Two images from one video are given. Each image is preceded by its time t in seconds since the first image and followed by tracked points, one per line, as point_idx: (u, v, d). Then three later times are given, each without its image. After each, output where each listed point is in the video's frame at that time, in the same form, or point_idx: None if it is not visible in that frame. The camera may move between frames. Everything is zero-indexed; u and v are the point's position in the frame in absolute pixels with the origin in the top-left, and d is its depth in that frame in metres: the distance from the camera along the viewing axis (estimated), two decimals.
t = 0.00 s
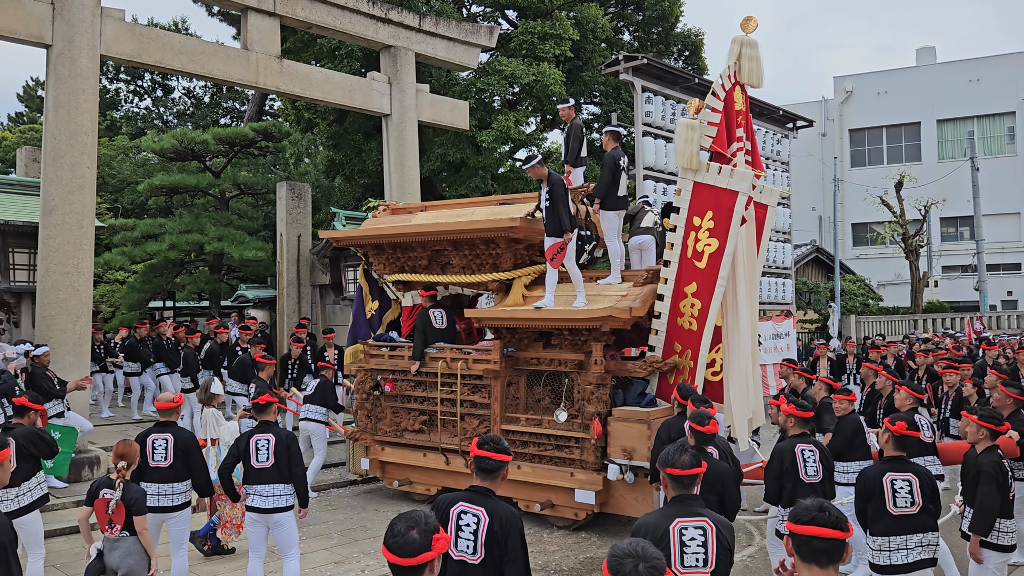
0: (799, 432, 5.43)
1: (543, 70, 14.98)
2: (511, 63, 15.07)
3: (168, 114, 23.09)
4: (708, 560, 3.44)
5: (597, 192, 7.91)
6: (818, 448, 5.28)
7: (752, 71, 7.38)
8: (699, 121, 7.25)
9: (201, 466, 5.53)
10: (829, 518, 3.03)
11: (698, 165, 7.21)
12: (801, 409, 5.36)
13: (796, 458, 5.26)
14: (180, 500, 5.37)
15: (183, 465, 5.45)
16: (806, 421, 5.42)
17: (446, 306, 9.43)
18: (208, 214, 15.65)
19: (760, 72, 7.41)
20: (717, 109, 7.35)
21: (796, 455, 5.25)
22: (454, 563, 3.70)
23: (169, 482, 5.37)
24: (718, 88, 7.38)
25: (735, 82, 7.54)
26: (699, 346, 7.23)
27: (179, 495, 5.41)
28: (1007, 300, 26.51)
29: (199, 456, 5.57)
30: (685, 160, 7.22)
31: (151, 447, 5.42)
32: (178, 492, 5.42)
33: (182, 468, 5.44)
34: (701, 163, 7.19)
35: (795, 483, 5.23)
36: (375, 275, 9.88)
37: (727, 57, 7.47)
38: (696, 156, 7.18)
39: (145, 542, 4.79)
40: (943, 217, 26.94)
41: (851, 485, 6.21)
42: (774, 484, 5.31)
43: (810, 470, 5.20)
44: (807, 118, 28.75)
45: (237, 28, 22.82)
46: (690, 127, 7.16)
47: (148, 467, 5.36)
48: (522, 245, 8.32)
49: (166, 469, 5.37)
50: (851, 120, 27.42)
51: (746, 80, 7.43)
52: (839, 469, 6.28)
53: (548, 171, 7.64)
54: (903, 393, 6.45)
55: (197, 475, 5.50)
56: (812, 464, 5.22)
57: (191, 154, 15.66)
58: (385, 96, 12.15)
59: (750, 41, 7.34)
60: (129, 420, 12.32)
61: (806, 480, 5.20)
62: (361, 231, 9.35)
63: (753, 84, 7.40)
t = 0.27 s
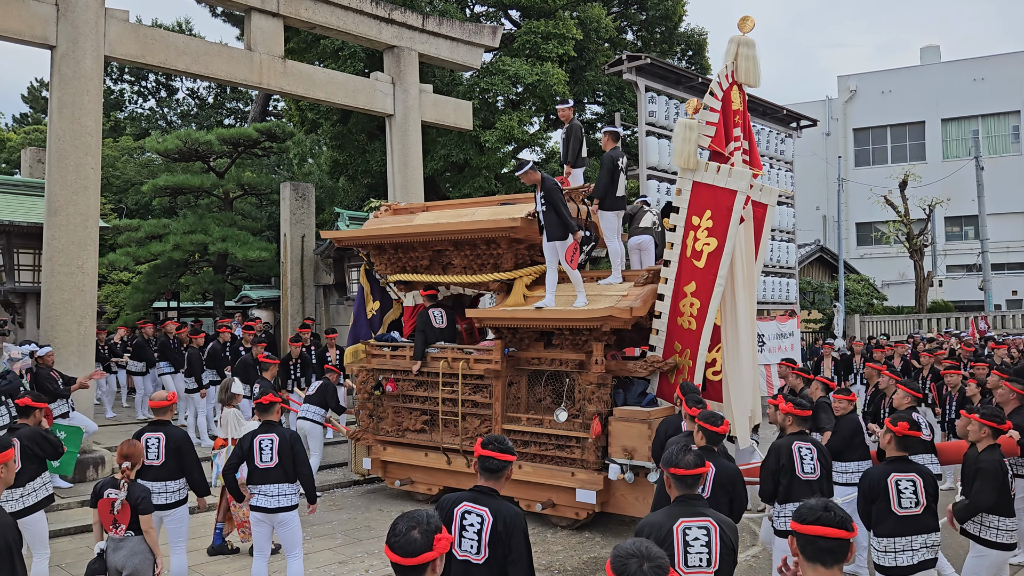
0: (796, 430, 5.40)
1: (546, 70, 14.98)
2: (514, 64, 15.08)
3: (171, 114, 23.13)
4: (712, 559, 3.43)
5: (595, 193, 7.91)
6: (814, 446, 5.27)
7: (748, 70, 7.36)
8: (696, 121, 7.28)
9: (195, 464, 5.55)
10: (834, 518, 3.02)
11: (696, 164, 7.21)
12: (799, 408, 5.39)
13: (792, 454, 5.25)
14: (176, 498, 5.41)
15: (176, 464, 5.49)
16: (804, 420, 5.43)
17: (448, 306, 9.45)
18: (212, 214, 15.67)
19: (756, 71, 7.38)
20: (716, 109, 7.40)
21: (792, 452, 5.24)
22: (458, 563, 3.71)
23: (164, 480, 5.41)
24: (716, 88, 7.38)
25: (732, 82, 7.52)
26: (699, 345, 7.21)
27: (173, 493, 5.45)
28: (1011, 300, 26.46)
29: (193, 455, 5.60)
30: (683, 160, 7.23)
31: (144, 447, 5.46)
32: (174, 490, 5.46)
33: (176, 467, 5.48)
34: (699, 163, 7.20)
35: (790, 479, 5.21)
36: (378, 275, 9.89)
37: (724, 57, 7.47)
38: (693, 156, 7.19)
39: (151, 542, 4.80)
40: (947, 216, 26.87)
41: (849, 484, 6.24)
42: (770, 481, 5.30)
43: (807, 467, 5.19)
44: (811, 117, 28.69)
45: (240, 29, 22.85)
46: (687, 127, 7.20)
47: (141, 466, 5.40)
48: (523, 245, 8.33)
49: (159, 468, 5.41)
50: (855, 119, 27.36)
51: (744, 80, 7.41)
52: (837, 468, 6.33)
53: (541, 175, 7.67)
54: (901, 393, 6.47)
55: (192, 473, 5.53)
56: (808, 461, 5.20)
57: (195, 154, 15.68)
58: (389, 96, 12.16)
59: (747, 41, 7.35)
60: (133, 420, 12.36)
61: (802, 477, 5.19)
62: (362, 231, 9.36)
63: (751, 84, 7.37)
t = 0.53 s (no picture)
0: (790, 432, 5.36)
1: (550, 70, 14.96)
2: (518, 64, 15.07)
3: (176, 115, 23.18)
4: (716, 559, 3.43)
5: (594, 194, 7.93)
6: (808, 447, 5.24)
7: (752, 72, 7.42)
8: (702, 121, 7.28)
9: (194, 464, 5.56)
10: (840, 519, 3.01)
11: (699, 165, 7.24)
12: (793, 410, 5.30)
13: (785, 458, 5.23)
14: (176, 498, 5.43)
15: (175, 465, 5.51)
16: (798, 420, 5.34)
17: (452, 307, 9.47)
18: (216, 215, 15.70)
19: (758, 72, 7.46)
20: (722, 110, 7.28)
21: (785, 455, 5.23)
22: (462, 563, 3.71)
23: (164, 480, 5.43)
24: (722, 88, 7.35)
25: (737, 82, 7.49)
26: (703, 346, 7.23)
27: (171, 493, 5.47)
28: (1017, 300, 26.37)
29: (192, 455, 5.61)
30: (685, 160, 7.27)
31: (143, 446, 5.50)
32: (173, 490, 5.48)
33: (175, 467, 5.50)
34: (702, 163, 7.22)
35: (785, 482, 5.20)
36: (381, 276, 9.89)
37: (729, 57, 7.47)
38: (696, 155, 7.22)
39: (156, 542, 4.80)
40: (952, 216, 26.81)
41: (845, 485, 6.24)
42: (765, 485, 5.28)
43: (800, 470, 5.18)
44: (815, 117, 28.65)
45: (245, 30, 22.89)
46: (693, 128, 7.25)
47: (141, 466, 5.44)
48: (527, 246, 8.34)
49: (159, 468, 5.44)
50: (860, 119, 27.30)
51: (747, 82, 7.47)
52: (832, 468, 6.34)
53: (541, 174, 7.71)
54: (902, 393, 6.46)
55: (188, 474, 5.52)
56: (802, 464, 5.19)
57: (199, 156, 15.71)
58: (393, 97, 12.17)
59: (753, 42, 7.35)
60: (137, 421, 12.37)
61: (795, 479, 5.18)
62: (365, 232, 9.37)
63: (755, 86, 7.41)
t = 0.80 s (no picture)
0: (782, 435, 5.32)
1: (553, 71, 14.95)
2: (520, 65, 15.06)
3: (179, 117, 23.22)
4: (719, 561, 3.42)
5: (598, 192, 7.91)
6: (802, 450, 5.21)
7: (761, 70, 7.38)
8: (706, 121, 7.22)
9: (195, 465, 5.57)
10: (845, 522, 3.00)
11: (709, 167, 7.17)
12: (786, 412, 5.23)
13: (777, 462, 5.22)
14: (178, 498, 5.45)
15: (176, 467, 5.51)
16: (791, 422, 5.27)
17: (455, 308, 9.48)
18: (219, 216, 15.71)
19: (769, 70, 7.41)
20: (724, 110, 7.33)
21: (776, 458, 5.21)
22: (464, 564, 3.71)
23: (165, 481, 5.45)
24: (726, 89, 7.36)
25: (742, 83, 7.50)
26: (706, 347, 7.21)
27: (172, 495, 5.48)
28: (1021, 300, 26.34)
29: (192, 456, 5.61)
30: (695, 160, 7.20)
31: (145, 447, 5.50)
32: (174, 491, 5.50)
33: (176, 468, 5.50)
34: (711, 164, 7.16)
35: (776, 487, 5.21)
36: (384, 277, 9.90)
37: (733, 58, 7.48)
38: (705, 156, 7.17)
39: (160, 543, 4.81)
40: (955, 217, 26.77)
41: (846, 485, 6.22)
42: (759, 488, 5.30)
43: (791, 473, 5.16)
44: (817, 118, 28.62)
45: (248, 32, 22.92)
46: (697, 128, 7.12)
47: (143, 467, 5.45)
48: (529, 247, 8.36)
49: (161, 469, 5.44)
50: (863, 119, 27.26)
51: (757, 80, 7.42)
52: (833, 468, 6.32)
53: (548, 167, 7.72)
54: (907, 394, 6.41)
55: (189, 475, 5.52)
56: (794, 466, 5.16)
57: (203, 157, 15.72)
58: (395, 98, 12.18)
59: (757, 42, 7.38)
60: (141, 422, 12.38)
61: (787, 483, 5.17)
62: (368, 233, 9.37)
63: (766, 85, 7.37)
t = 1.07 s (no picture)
0: (782, 437, 5.33)
1: (555, 72, 14.95)
2: (522, 66, 15.06)
3: (181, 118, 23.25)
4: (721, 562, 3.42)
5: (608, 193, 7.87)
6: (803, 451, 5.21)
7: (759, 72, 7.37)
8: (706, 123, 7.23)
9: (196, 466, 5.57)
10: (848, 523, 3.00)
11: (708, 167, 7.19)
12: (787, 414, 5.21)
13: (779, 464, 5.23)
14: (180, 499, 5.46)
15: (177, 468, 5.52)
16: (791, 424, 5.27)
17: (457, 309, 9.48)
18: (222, 218, 15.72)
19: (769, 72, 7.39)
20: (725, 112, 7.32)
21: (778, 460, 5.22)
22: (466, 565, 3.71)
23: (167, 483, 5.46)
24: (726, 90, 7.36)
25: (742, 84, 7.49)
26: (709, 348, 7.20)
27: (173, 496, 5.49)
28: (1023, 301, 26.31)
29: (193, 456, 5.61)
30: (695, 162, 7.21)
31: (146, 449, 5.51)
32: (176, 492, 5.50)
33: (178, 469, 5.51)
34: (710, 165, 7.18)
35: (778, 489, 5.21)
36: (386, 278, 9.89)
37: (734, 59, 7.46)
38: (705, 158, 7.17)
39: (162, 544, 4.82)
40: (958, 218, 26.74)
41: (853, 487, 6.23)
42: (760, 489, 5.31)
43: (793, 475, 5.17)
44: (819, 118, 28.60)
45: (250, 33, 22.95)
46: (697, 130, 7.12)
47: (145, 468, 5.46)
48: (531, 249, 8.36)
49: (162, 470, 5.45)
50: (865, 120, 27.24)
51: (755, 83, 7.42)
52: (840, 469, 6.31)
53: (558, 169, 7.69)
54: (914, 395, 6.42)
55: (191, 476, 5.54)
56: (796, 468, 5.17)
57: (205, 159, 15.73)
58: (397, 100, 12.18)
59: (757, 43, 7.35)
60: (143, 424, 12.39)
61: (788, 485, 5.18)
62: (370, 234, 9.37)
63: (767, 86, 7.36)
